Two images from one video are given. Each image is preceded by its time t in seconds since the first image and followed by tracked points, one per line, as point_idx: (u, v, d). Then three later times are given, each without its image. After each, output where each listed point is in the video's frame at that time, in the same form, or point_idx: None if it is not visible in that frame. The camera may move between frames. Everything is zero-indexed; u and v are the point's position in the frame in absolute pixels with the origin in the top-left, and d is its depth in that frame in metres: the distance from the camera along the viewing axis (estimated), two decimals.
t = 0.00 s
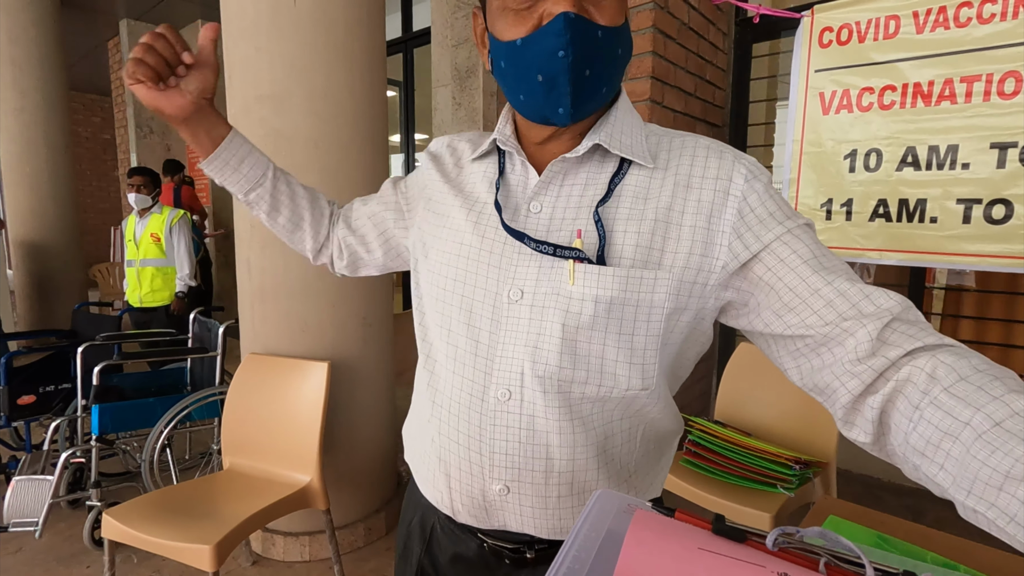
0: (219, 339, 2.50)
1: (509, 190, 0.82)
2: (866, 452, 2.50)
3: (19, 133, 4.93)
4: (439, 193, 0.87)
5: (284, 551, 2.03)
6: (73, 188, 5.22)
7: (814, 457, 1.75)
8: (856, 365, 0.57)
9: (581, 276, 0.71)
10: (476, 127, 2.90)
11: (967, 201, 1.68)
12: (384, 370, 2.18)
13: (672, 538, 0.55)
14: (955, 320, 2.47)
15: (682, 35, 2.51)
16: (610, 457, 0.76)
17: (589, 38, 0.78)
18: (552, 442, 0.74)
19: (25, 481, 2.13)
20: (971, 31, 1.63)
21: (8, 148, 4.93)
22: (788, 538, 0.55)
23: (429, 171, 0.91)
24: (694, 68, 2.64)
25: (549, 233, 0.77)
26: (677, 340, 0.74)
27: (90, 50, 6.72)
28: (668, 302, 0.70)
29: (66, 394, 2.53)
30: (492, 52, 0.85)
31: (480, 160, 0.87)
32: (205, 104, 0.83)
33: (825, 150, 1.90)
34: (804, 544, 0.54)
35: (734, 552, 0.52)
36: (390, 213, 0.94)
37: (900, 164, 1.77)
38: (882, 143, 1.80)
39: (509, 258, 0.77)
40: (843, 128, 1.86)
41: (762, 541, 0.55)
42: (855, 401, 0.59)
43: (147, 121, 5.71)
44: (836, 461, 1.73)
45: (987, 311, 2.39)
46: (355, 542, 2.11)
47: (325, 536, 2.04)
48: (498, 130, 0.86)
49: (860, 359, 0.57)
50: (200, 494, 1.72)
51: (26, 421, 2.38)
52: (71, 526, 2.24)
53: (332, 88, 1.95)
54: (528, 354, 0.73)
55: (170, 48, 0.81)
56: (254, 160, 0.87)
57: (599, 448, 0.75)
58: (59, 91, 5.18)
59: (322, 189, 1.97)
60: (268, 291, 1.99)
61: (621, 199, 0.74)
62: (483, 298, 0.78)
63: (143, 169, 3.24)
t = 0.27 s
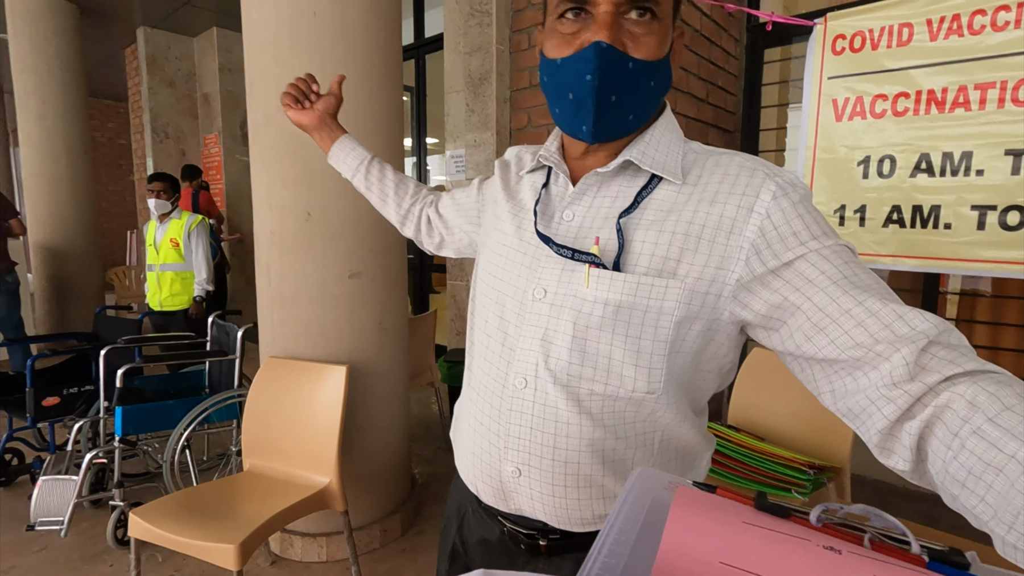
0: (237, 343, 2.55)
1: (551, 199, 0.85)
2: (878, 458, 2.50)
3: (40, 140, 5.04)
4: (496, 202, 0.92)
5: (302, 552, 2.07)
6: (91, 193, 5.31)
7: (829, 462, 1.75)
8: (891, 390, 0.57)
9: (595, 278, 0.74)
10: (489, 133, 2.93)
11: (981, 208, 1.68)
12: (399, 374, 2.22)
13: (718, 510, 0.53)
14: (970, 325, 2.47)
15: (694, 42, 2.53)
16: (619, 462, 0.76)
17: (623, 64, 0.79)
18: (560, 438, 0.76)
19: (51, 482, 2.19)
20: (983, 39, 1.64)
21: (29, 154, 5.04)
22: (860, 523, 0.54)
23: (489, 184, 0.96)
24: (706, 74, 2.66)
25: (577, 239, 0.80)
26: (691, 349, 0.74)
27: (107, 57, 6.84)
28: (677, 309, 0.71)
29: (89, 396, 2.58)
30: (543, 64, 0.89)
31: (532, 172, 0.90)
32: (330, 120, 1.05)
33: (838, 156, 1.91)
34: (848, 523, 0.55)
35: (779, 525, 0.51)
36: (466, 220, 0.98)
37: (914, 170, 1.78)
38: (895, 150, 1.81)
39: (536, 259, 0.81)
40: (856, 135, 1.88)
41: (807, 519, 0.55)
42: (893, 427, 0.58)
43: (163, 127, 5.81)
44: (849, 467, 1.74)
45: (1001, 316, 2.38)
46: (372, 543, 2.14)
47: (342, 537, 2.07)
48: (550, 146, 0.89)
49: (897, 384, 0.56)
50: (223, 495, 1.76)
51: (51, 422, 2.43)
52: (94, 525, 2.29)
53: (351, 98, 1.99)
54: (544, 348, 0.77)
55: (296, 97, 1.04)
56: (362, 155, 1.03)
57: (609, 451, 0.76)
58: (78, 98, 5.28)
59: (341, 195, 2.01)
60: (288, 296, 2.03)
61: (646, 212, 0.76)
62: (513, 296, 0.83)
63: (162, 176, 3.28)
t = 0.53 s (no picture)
0: (262, 342, 2.62)
1: (598, 206, 0.89)
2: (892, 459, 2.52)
3: (66, 144, 5.19)
4: (541, 207, 0.96)
5: (326, 544, 2.13)
6: (114, 196, 5.45)
7: (843, 462, 1.78)
8: (896, 392, 0.62)
9: (641, 279, 0.79)
10: (505, 137, 2.99)
11: (995, 211, 1.70)
12: (420, 373, 2.28)
13: (802, 487, 0.57)
14: (986, 328, 2.51)
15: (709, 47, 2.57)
16: (658, 450, 0.80)
17: (670, 83, 0.82)
18: (604, 425, 0.81)
19: (87, 474, 2.29)
20: (997, 45, 1.67)
21: (56, 158, 5.19)
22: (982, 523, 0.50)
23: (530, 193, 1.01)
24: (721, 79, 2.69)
25: (622, 243, 0.85)
26: (728, 346, 0.79)
27: (129, 63, 7.00)
28: (714, 309, 0.76)
29: (119, 392, 2.67)
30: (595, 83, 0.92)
31: (577, 181, 0.94)
32: (370, 155, 1.13)
33: (853, 160, 1.94)
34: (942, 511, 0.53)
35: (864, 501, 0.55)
36: (508, 224, 1.02)
37: (928, 174, 1.81)
38: (908, 154, 1.83)
39: (584, 259, 0.86)
40: (870, 139, 1.90)
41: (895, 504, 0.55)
42: (893, 424, 0.63)
43: (183, 131, 5.94)
44: (863, 466, 1.77)
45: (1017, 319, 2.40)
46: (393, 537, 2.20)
47: (366, 530, 2.13)
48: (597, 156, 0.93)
49: (901, 387, 0.61)
50: (253, 487, 1.83)
51: (84, 418, 2.52)
52: (125, 517, 2.38)
53: (375, 105, 2.06)
54: (592, 342, 0.82)
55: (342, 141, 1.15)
56: (401, 180, 1.10)
57: (649, 439, 0.80)
58: (101, 104, 5.41)
59: (365, 199, 2.07)
60: (314, 296, 2.10)
61: (687, 220, 0.80)
62: (560, 293, 0.87)
63: (188, 178, 3.38)
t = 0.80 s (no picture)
0: (284, 334, 2.77)
1: (593, 207, 0.98)
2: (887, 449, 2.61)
3: (95, 146, 5.41)
4: (538, 209, 1.04)
5: (346, 523, 2.28)
6: (140, 197, 5.67)
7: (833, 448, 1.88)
8: (816, 368, 0.75)
9: (633, 266, 0.88)
10: (515, 138, 3.11)
11: (980, 210, 1.79)
12: (433, 363, 2.41)
13: (843, 465, 0.61)
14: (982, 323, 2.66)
15: (711, 52, 2.67)
16: (650, 415, 0.90)
17: (637, 101, 0.94)
18: (601, 395, 0.90)
19: (125, 456, 2.46)
20: (981, 51, 1.75)
21: (85, 159, 5.42)
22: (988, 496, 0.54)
23: (529, 198, 1.09)
24: (723, 82, 2.79)
25: (615, 236, 0.94)
26: (706, 325, 0.89)
27: (153, 67, 7.23)
28: (695, 293, 0.86)
29: (152, 381, 2.84)
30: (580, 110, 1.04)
31: (571, 186, 1.03)
32: (368, 162, 1.20)
33: (845, 161, 2.03)
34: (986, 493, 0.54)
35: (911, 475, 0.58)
36: (507, 225, 1.11)
37: (916, 175, 1.89)
38: (897, 156, 1.92)
39: (582, 250, 0.94)
40: (862, 141, 2.00)
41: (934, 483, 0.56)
42: (812, 393, 0.76)
43: (205, 132, 6.11)
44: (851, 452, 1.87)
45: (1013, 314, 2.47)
46: (408, 517, 2.34)
47: (382, 510, 2.27)
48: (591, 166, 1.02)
49: (820, 364, 0.75)
50: (279, 466, 1.98)
51: (120, 404, 2.70)
52: (159, 496, 2.55)
53: (392, 111, 2.19)
54: (591, 322, 0.90)
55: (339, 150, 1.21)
56: (399, 187, 1.17)
57: (640, 407, 0.89)
58: (128, 107, 5.63)
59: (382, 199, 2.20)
60: (334, 290, 2.24)
61: (670, 217, 0.90)
62: (560, 281, 0.96)
63: (215, 180, 3.60)
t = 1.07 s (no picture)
0: (295, 323, 2.95)
1: (556, 196, 1.12)
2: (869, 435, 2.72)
3: (116, 146, 5.64)
4: (509, 199, 1.18)
5: (351, 498, 2.44)
6: (159, 195, 5.91)
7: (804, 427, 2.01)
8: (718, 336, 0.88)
9: (593, 246, 1.02)
10: (514, 138, 3.25)
11: (941, 204, 1.92)
12: (434, 350, 2.57)
13: (815, 438, 0.59)
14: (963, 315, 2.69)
15: (699, 55, 2.79)
16: (606, 371, 1.05)
17: (600, 110, 1.03)
18: (565, 355, 1.04)
19: (148, 434, 2.65)
20: (942, 56, 1.86)
21: (107, 159, 5.65)
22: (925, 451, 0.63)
23: (503, 188, 1.22)
24: (713, 84, 2.91)
25: (576, 221, 1.08)
26: (652, 296, 1.04)
27: (171, 70, 7.48)
28: (641, 270, 1.00)
29: (172, 366, 3.03)
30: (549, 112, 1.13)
31: (537, 179, 1.17)
32: (347, 160, 1.30)
33: (819, 159, 2.15)
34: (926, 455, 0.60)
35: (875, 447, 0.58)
36: (481, 215, 1.24)
37: (883, 171, 2.00)
38: (867, 153, 2.03)
39: (549, 232, 1.08)
40: (834, 140, 2.10)
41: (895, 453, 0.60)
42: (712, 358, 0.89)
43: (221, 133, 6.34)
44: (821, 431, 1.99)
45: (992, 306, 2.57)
46: (409, 494, 2.50)
47: (385, 486, 2.43)
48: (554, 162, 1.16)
49: (723, 333, 0.88)
50: (290, 441, 2.14)
51: (143, 387, 2.89)
52: (179, 474, 2.73)
53: (395, 113, 2.35)
54: (557, 293, 1.04)
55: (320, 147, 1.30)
56: (378, 183, 1.28)
57: (596, 364, 1.04)
58: (148, 109, 5.85)
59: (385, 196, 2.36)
60: (341, 281, 2.40)
61: (621, 206, 1.04)
62: (530, 259, 1.09)
63: (232, 180, 3.79)
